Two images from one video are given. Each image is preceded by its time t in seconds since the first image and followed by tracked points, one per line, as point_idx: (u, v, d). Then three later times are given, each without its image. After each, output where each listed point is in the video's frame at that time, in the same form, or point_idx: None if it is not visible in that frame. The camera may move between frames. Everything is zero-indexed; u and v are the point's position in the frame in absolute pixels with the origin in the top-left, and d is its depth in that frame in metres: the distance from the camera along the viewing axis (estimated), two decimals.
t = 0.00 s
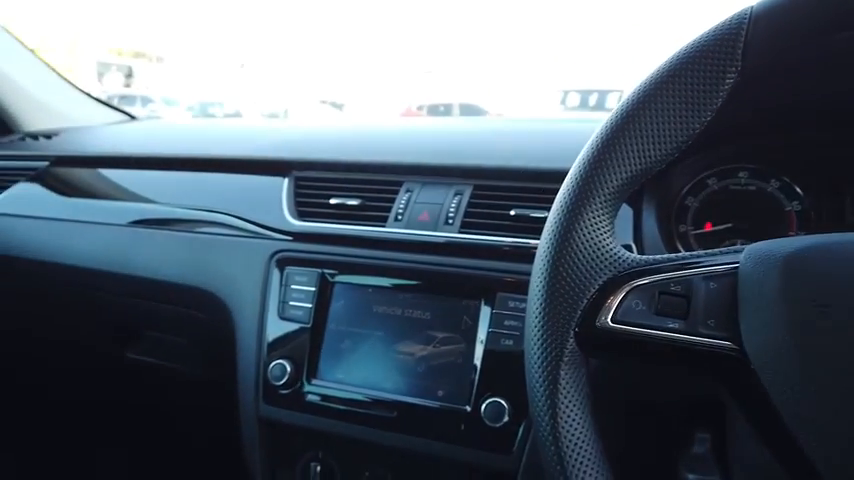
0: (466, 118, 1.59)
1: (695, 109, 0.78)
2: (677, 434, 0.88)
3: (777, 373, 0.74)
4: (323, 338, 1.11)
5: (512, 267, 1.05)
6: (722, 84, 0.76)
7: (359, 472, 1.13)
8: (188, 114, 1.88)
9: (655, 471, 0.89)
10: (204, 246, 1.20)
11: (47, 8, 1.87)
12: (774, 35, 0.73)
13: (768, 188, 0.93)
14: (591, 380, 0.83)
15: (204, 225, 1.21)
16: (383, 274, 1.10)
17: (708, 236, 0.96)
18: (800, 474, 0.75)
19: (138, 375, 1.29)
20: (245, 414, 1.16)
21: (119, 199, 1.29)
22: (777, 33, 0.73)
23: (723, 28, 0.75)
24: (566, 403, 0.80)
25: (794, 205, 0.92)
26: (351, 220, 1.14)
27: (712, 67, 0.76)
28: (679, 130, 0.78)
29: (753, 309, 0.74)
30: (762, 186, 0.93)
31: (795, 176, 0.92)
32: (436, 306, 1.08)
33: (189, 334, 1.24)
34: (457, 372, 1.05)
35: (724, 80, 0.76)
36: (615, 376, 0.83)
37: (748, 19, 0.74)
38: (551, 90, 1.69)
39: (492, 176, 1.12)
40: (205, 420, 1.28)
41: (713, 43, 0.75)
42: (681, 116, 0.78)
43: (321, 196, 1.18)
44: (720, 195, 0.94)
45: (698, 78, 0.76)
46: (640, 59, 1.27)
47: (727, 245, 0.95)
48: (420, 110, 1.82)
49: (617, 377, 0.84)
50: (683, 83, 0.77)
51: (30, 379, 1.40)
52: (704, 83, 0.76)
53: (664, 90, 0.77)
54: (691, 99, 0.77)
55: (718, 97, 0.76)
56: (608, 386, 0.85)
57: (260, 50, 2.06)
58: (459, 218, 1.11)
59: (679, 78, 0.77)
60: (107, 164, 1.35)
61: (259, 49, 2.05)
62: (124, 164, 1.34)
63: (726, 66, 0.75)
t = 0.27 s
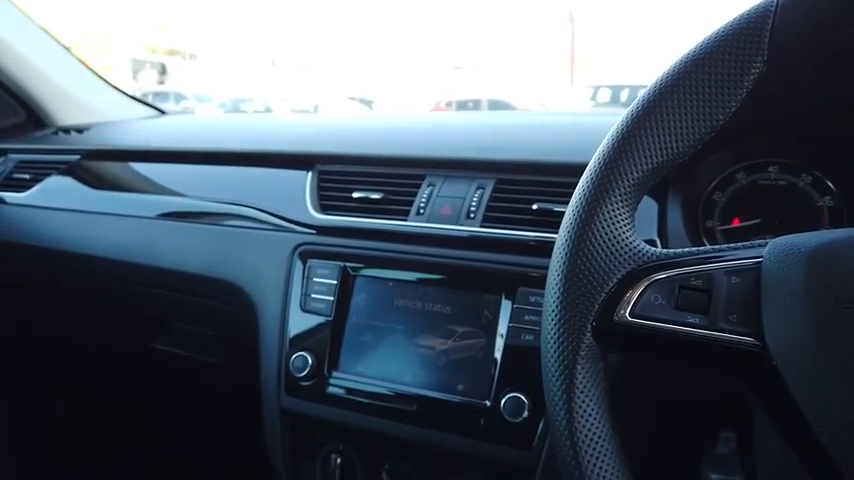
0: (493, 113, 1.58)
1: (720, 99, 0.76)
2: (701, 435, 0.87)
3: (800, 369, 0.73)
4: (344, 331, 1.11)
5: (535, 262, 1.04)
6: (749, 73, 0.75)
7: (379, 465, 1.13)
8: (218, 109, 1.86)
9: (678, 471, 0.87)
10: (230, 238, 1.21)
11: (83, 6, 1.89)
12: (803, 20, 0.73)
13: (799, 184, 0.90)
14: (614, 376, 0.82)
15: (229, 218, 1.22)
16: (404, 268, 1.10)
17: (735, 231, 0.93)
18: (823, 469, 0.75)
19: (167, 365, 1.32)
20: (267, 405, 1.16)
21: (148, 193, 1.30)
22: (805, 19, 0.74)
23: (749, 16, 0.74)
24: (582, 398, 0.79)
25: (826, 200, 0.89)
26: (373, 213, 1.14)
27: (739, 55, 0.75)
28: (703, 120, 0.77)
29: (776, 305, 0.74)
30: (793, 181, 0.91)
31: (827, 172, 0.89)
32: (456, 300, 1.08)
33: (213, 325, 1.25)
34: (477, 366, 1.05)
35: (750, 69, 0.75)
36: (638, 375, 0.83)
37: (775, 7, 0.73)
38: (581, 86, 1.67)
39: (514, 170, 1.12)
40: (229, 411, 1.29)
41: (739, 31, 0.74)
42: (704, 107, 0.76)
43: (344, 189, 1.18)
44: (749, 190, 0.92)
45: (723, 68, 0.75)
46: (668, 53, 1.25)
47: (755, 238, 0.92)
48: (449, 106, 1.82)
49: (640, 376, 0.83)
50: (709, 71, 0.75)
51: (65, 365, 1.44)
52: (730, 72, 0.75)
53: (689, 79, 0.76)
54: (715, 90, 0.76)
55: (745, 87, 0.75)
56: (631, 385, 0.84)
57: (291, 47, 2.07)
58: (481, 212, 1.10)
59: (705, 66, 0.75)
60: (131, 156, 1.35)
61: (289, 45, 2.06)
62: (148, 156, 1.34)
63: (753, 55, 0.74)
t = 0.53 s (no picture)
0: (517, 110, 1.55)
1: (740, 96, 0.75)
2: (718, 442, 0.83)
3: (820, 377, 0.71)
4: (358, 330, 1.10)
5: (554, 262, 1.02)
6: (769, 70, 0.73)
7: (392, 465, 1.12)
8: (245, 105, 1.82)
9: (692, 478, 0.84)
10: (245, 235, 1.19)
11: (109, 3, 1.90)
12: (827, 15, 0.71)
13: (827, 183, 0.87)
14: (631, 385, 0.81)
15: (246, 216, 1.21)
16: (419, 267, 1.09)
17: (760, 232, 0.91)
18: None
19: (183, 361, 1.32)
20: (282, 403, 1.16)
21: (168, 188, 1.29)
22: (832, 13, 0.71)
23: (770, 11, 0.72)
24: (593, 404, 0.78)
25: None
26: (389, 211, 1.13)
27: (759, 51, 0.73)
28: (722, 118, 0.75)
29: (796, 311, 0.72)
30: (821, 180, 0.87)
31: None
32: (471, 300, 1.06)
33: (230, 322, 1.24)
34: (492, 367, 1.04)
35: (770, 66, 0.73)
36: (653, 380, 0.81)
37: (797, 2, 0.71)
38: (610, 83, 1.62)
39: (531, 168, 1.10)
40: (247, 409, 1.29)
41: (759, 27, 0.73)
42: (722, 106, 0.75)
43: (360, 187, 1.17)
44: (775, 190, 0.90)
45: (741, 66, 0.74)
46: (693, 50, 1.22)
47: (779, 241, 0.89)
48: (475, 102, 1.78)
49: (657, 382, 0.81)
50: (728, 68, 0.74)
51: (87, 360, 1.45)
52: (750, 68, 0.74)
53: (707, 77, 0.75)
54: (733, 88, 0.74)
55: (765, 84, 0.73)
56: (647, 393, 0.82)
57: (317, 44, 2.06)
58: (497, 210, 1.09)
59: (724, 63, 0.74)
60: (149, 152, 1.35)
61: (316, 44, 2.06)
62: (167, 152, 1.34)
63: (774, 51, 0.72)
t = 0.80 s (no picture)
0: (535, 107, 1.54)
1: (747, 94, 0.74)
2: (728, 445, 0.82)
3: (824, 382, 0.71)
4: (368, 329, 1.11)
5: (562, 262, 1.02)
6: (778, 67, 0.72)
7: (402, 462, 1.12)
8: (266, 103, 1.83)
9: None
10: (256, 233, 1.20)
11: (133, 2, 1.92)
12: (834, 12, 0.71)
13: (844, 182, 0.84)
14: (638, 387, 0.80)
15: (258, 214, 1.22)
16: (428, 265, 1.09)
17: (774, 232, 0.89)
18: None
19: (198, 355, 1.33)
20: (293, 400, 1.17)
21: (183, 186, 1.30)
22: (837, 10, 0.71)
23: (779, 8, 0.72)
24: (593, 407, 0.77)
25: None
26: (399, 210, 1.14)
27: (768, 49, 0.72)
28: (729, 116, 0.74)
29: (800, 315, 0.72)
30: (838, 179, 0.85)
31: None
32: (479, 299, 1.06)
33: (243, 319, 1.25)
34: (501, 366, 1.03)
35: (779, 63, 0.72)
36: (659, 382, 0.80)
37: None
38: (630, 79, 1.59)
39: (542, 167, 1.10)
40: (259, 404, 1.31)
41: (768, 23, 0.72)
42: (728, 105, 0.74)
43: (371, 186, 1.18)
44: (790, 189, 0.88)
45: (747, 65, 0.72)
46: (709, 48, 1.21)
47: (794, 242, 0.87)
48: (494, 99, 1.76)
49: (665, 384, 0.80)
50: (735, 65, 0.73)
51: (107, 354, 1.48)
52: (758, 66, 0.72)
53: (714, 74, 0.74)
54: (739, 87, 0.73)
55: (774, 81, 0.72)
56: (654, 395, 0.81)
57: (338, 41, 2.07)
58: (507, 210, 1.09)
59: (732, 60, 0.73)
60: (167, 150, 1.37)
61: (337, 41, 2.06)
62: (184, 150, 1.35)
63: (782, 48, 0.71)
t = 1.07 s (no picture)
0: (552, 108, 1.55)
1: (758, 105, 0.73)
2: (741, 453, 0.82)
3: (829, 394, 0.69)
4: (381, 330, 1.12)
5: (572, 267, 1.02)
6: (789, 78, 0.71)
7: (413, 463, 1.13)
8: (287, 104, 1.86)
9: None
10: (272, 235, 1.22)
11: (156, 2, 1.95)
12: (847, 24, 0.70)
13: None
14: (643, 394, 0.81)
15: (273, 216, 1.23)
16: (440, 269, 1.10)
17: (789, 239, 0.88)
18: None
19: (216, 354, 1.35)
20: (307, 400, 1.19)
21: (200, 187, 1.32)
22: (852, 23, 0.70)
23: (791, 18, 0.71)
24: (599, 416, 0.77)
25: None
26: (413, 214, 1.15)
27: (779, 59, 0.71)
28: (738, 127, 0.74)
29: (807, 327, 0.70)
30: None
31: None
32: (490, 303, 1.06)
33: (258, 318, 1.27)
34: (511, 370, 1.03)
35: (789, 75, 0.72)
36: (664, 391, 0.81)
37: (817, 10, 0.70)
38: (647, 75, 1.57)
39: (554, 171, 1.10)
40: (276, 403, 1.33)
41: (779, 34, 0.71)
42: (738, 116, 0.73)
43: (385, 189, 1.19)
44: (805, 194, 0.87)
45: (757, 76, 0.72)
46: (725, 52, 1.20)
47: (809, 247, 0.86)
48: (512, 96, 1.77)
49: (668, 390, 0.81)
50: (746, 76, 0.72)
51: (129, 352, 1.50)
52: (768, 77, 0.72)
53: (724, 84, 0.73)
54: (748, 99, 0.73)
55: (784, 92, 0.72)
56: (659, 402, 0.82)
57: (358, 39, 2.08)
58: (519, 214, 1.09)
59: (742, 70, 0.72)
60: (186, 152, 1.39)
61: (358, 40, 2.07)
62: (202, 152, 1.38)
63: (794, 59, 0.71)
